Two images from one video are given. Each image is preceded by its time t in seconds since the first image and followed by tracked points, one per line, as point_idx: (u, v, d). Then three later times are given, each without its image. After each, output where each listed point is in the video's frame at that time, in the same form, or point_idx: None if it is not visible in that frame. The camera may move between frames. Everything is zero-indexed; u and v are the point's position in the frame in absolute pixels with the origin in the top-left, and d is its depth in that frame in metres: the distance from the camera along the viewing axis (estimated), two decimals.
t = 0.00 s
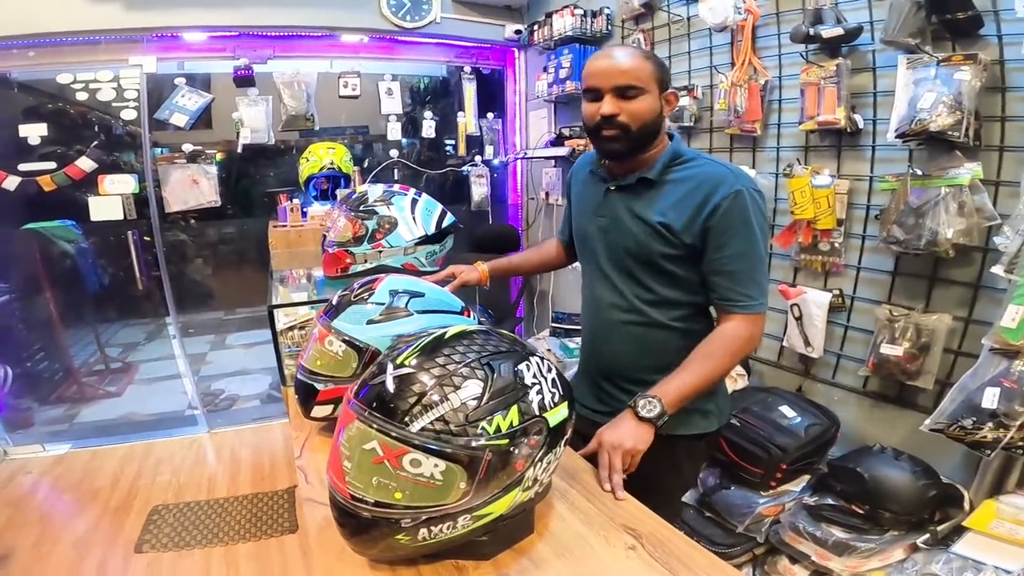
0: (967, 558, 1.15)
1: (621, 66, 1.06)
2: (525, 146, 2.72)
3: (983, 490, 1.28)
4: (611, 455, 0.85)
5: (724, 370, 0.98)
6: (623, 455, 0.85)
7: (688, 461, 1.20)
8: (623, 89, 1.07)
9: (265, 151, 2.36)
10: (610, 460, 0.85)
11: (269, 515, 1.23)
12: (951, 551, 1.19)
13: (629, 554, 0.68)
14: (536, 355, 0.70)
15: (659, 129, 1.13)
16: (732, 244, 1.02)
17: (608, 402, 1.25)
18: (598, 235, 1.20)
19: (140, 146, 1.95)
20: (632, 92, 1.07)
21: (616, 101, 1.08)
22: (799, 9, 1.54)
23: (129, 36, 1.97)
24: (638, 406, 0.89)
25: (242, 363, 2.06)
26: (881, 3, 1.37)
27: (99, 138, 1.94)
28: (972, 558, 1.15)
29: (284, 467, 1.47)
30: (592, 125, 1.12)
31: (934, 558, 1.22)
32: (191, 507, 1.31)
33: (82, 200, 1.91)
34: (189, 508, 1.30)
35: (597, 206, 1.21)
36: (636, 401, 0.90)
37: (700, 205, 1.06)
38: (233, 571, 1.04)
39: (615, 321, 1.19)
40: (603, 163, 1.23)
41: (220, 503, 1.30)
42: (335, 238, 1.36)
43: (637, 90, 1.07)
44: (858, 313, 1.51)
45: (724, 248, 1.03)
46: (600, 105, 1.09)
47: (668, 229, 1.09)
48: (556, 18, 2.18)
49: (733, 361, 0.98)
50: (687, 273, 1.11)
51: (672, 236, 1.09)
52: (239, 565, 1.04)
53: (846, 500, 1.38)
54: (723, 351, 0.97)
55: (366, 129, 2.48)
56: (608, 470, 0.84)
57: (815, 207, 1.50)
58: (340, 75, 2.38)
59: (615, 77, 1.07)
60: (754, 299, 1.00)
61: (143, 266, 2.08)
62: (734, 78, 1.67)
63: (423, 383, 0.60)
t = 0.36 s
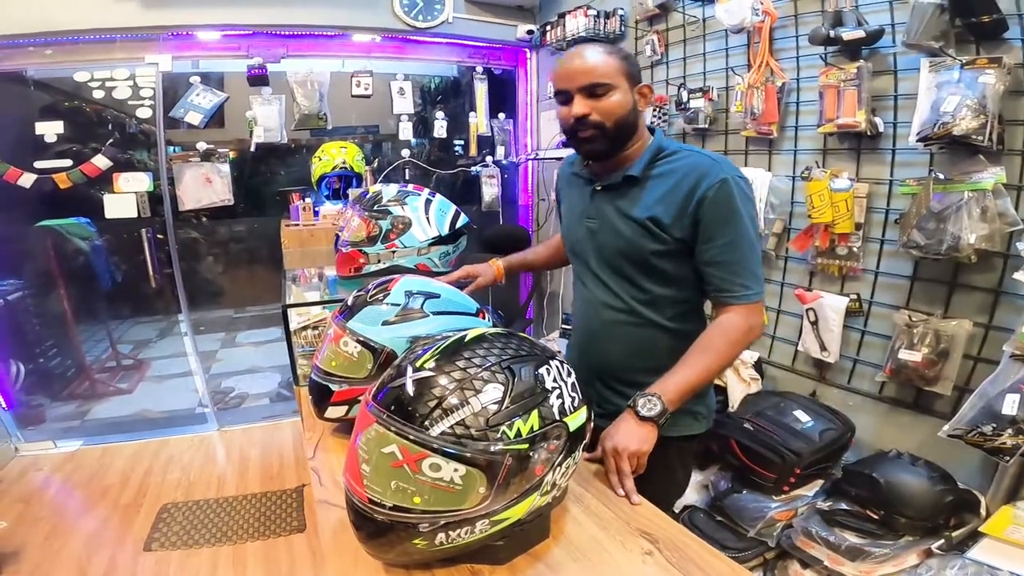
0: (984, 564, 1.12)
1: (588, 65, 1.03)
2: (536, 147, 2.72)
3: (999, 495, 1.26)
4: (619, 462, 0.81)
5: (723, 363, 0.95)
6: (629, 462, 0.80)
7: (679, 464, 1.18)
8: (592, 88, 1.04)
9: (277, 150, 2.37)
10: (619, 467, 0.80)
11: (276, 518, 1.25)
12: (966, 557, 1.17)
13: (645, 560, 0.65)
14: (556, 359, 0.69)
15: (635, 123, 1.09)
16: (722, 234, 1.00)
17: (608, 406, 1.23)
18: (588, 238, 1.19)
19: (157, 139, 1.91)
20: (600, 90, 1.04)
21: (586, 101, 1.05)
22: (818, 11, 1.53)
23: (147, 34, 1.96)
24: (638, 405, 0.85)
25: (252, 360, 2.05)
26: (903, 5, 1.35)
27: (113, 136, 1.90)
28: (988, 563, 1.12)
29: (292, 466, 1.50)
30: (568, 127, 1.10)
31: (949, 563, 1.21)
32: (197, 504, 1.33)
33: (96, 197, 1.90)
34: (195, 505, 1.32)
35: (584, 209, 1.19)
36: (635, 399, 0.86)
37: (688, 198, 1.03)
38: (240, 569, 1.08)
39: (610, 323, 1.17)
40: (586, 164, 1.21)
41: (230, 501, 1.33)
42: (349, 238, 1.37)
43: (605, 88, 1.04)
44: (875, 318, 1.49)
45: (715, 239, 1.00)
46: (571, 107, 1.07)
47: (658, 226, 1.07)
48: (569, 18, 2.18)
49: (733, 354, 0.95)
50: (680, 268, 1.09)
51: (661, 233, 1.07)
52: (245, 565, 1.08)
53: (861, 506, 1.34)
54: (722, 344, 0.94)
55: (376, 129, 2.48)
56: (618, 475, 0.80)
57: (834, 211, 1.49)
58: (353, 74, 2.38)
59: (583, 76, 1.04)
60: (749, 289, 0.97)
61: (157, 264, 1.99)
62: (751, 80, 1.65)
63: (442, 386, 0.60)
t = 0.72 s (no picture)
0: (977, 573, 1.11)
1: (559, 81, 1.03)
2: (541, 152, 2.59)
3: (996, 505, 1.25)
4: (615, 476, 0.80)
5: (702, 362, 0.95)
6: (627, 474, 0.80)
7: (659, 464, 1.20)
8: (563, 103, 1.04)
9: (280, 152, 2.37)
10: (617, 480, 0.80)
11: (273, 520, 1.24)
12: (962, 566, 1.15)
13: (648, 568, 0.65)
14: (562, 368, 0.69)
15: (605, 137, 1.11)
16: (697, 239, 1.01)
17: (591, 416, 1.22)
18: (568, 251, 1.19)
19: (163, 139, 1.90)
20: (571, 106, 1.04)
21: (558, 116, 1.05)
22: (825, 22, 1.54)
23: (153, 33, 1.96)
24: (635, 411, 0.83)
25: (252, 362, 2.09)
26: (910, 17, 1.37)
27: (118, 135, 1.88)
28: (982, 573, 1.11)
29: (290, 469, 1.50)
30: (541, 142, 1.10)
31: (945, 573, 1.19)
32: (195, 506, 1.33)
33: (99, 197, 1.87)
34: (192, 507, 1.33)
35: (562, 222, 1.20)
36: (632, 405, 0.84)
37: (662, 204, 1.05)
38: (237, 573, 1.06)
39: (592, 333, 1.17)
40: (561, 179, 1.22)
41: (226, 503, 1.33)
42: (353, 242, 1.38)
43: (577, 103, 1.05)
44: (876, 329, 1.49)
45: (688, 241, 1.01)
46: (544, 123, 1.07)
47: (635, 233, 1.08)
48: (575, 25, 2.19)
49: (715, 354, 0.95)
50: (658, 275, 1.10)
51: (638, 241, 1.08)
52: (242, 567, 1.07)
53: (858, 515, 1.35)
54: (704, 345, 0.94)
55: (378, 132, 2.49)
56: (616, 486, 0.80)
57: (838, 222, 1.50)
58: (358, 78, 2.39)
59: (554, 91, 1.04)
60: (723, 291, 0.98)
61: (158, 264, 1.98)
62: (756, 90, 1.67)
63: (449, 395, 0.60)
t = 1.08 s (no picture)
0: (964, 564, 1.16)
1: (533, 89, 1.08)
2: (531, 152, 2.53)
3: (977, 498, 1.30)
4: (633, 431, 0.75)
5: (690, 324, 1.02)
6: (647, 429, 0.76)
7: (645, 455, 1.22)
8: (539, 111, 1.08)
9: (267, 152, 2.36)
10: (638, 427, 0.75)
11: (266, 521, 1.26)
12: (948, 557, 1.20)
13: (654, 560, 0.66)
14: (568, 367, 0.71)
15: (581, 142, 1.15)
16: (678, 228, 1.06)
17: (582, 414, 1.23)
18: (551, 252, 1.20)
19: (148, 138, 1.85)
20: (547, 113, 1.09)
21: (537, 123, 1.09)
22: (811, 26, 1.58)
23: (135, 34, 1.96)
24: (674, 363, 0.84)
25: (237, 364, 2.03)
26: (893, 22, 1.41)
27: (98, 135, 1.80)
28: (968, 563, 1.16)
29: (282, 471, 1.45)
30: (520, 150, 1.13)
31: (933, 564, 1.23)
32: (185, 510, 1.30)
33: (80, 198, 1.78)
34: (181, 510, 1.29)
35: (543, 225, 1.21)
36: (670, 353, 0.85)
37: (642, 198, 1.10)
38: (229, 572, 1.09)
39: (582, 331, 1.17)
40: (537, 184, 1.22)
41: (217, 505, 1.32)
42: (348, 244, 1.38)
43: (552, 109, 1.09)
44: (859, 327, 1.54)
45: (669, 228, 1.06)
46: (523, 131, 1.11)
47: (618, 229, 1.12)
48: (564, 27, 2.20)
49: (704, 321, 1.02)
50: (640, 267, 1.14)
51: (622, 236, 1.11)
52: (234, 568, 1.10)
53: (847, 509, 1.39)
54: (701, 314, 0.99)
55: (363, 132, 2.47)
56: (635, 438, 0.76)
57: (822, 223, 1.54)
58: (346, 78, 2.38)
59: (527, 100, 1.08)
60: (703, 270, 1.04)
61: (141, 265, 1.88)
62: (744, 93, 1.70)
63: (463, 394, 0.61)
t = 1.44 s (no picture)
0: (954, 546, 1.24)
1: (508, 92, 1.07)
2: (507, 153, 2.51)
3: (958, 482, 1.35)
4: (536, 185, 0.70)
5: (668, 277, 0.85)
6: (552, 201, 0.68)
7: (631, 448, 1.24)
8: (516, 114, 1.08)
9: (237, 160, 2.32)
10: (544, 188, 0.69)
11: (258, 532, 1.24)
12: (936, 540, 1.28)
13: (661, 553, 0.67)
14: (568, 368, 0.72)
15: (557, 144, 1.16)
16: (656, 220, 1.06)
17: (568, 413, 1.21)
18: (531, 254, 1.20)
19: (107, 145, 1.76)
20: (524, 116, 1.09)
21: (514, 126, 1.09)
22: (776, 24, 1.62)
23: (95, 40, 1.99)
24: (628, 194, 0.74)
25: (214, 377, 1.93)
26: (855, 19, 1.46)
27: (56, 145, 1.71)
28: (958, 545, 1.24)
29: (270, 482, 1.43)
30: (497, 153, 1.14)
31: (922, 546, 1.29)
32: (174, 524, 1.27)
33: (39, 212, 1.66)
34: (171, 525, 1.26)
35: (522, 228, 1.21)
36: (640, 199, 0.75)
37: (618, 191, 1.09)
38: None
39: (564, 330, 1.16)
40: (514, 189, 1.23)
41: (205, 520, 1.29)
42: (331, 251, 1.36)
43: (529, 112, 1.09)
44: (834, 316, 1.59)
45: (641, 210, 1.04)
46: (499, 134, 1.11)
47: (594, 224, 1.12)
48: (538, 27, 2.20)
49: (688, 271, 0.84)
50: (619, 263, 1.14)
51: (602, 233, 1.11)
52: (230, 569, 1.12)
53: (835, 495, 1.41)
54: (681, 258, 0.83)
55: (332, 136, 2.42)
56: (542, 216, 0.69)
57: (795, 216, 1.58)
58: (316, 82, 2.32)
59: (503, 105, 1.08)
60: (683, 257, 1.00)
61: (109, 276, 1.74)
62: (716, 90, 1.73)
63: (469, 399, 0.61)
